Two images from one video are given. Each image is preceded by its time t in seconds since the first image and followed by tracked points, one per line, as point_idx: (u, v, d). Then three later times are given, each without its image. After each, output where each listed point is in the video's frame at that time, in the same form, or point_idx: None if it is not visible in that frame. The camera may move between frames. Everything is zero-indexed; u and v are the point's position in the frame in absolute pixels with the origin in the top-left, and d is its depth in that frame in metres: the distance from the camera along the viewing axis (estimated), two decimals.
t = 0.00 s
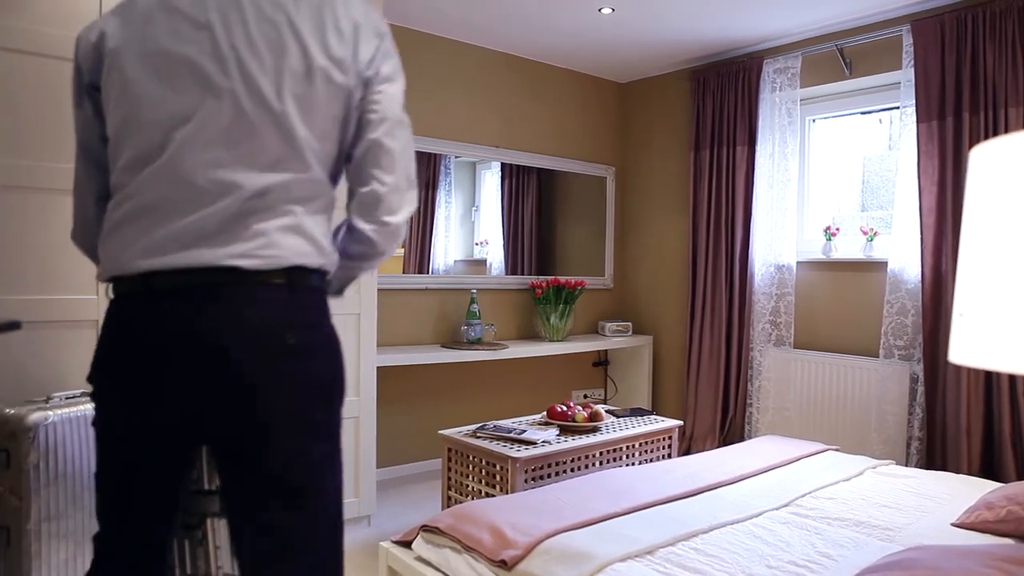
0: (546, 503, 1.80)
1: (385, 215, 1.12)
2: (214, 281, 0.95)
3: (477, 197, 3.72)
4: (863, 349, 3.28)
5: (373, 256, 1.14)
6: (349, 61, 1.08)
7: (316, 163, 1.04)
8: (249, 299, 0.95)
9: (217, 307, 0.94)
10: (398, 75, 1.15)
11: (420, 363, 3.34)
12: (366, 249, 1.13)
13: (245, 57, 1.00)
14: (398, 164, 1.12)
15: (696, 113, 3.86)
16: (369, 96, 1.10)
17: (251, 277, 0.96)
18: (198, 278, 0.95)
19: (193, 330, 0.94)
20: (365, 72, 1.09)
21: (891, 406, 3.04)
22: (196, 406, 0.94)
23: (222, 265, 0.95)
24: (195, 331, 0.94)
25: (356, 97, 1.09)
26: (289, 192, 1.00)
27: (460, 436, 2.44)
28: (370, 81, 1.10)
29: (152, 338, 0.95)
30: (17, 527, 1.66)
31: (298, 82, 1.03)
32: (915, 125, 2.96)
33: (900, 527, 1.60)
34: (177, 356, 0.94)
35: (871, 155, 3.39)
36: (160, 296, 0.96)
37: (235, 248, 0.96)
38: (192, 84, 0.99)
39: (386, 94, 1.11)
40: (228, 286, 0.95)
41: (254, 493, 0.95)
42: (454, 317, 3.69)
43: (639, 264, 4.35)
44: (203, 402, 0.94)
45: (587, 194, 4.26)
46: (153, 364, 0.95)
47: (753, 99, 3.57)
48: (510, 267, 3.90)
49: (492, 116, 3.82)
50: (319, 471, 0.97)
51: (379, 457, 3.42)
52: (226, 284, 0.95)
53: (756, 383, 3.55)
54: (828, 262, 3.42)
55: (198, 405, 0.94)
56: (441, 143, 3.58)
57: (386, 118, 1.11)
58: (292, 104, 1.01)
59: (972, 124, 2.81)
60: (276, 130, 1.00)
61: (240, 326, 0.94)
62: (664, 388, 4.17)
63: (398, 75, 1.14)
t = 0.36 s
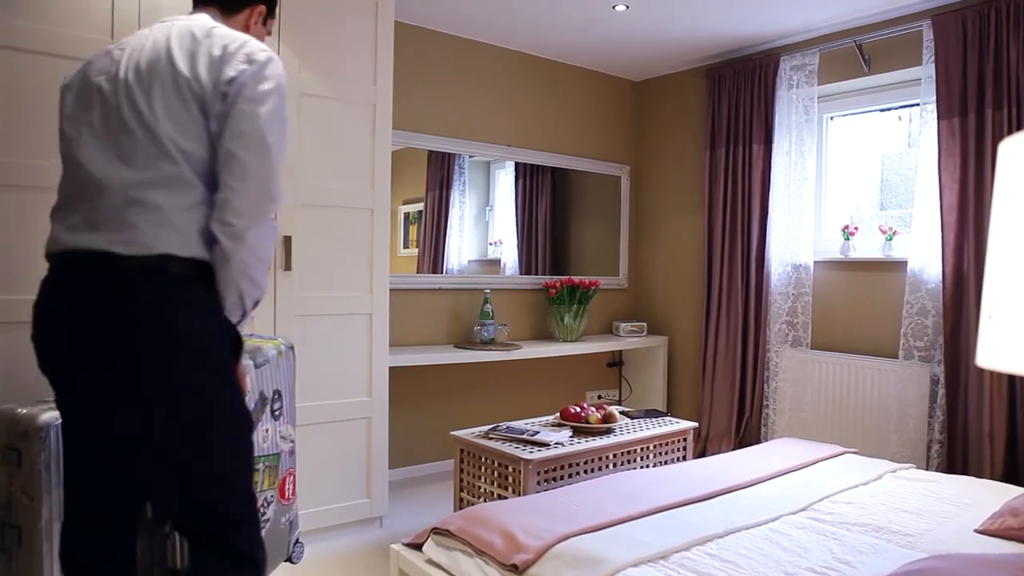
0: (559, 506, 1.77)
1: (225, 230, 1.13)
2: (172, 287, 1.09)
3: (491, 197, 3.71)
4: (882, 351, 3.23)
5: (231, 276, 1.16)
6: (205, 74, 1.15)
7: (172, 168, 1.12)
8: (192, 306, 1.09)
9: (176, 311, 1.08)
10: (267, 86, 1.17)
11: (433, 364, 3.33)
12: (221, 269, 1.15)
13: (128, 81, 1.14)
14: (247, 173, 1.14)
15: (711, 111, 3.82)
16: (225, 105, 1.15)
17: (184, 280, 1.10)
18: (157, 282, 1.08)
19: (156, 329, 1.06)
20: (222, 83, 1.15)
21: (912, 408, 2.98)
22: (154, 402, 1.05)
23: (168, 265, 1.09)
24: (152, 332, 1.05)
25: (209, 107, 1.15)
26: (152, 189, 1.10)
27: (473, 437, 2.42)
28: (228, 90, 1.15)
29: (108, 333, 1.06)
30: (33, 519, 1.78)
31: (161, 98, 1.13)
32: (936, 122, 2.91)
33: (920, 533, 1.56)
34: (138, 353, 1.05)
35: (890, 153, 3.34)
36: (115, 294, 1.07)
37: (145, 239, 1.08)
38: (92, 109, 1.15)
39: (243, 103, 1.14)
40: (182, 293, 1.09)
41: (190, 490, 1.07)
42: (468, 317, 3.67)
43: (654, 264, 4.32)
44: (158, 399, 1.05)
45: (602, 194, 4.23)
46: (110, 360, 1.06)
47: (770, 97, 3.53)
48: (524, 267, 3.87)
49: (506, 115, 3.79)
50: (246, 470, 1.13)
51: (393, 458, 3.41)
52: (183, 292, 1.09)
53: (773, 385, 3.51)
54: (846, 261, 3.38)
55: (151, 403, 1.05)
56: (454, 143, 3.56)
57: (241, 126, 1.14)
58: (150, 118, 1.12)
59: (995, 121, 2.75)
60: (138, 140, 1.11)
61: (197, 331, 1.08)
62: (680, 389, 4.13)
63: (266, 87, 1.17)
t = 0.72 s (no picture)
0: (571, 508, 1.75)
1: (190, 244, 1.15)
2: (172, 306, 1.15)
3: (505, 196, 3.69)
4: (901, 353, 3.18)
5: (204, 292, 1.17)
6: (179, 90, 1.17)
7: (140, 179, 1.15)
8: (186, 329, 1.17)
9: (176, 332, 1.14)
10: (234, 102, 1.17)
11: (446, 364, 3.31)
12: (194, 284, 1.17)
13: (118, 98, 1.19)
14: (208, 188, 1.14)
15: (727, 109, 3.79)
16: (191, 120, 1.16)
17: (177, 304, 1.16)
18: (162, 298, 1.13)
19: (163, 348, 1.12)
20: (192, 99, 1.16)
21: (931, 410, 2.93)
22: (157, 408, 1.12)
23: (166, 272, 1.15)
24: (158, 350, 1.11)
25: (181, 122, 1.17)
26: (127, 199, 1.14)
27: (485, 439, 2.40)
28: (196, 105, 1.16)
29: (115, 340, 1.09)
30: (44, 521, 1.83)
31: (139, 113, 1.16)
32: (957, 119, 2.86)
33: (942, 539, 1.53)
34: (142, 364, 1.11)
35: (910, 151, 3.29)
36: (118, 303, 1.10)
37: (128, 244, 1.12)
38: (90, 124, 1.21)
39: (207, 118, 1.15)
40: (177, 303, 1.16)
41: (177, 497, 1.14)
42: (482, 317, 3.65)
43: (669, 264, 4.28)
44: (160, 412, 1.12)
45: (617, 193, 4.21)
46: (109, 360, 1.09)
47: (787, 95, 3.48)
48: (538, 267, 3.85)
49: (519, 114, 3.77)
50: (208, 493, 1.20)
51: (406, 458, 3.41)
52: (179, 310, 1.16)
53: (790, 387, 3.46)
54: (864, 261, 3.33)
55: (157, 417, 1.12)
56: (468, 142, 3.55)
57: (205, 142, 1.14)
58: (130, 132, 1.16)
59: (1018, 117, 2.71)
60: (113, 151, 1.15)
61: (190, 344, 1.17)
62: (695, 390, 4.10)
63: (234, 104, 1.17)
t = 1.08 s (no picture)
0: (584, 511, 1.72)
1: (218, 276, 1.31)
2: (139, 296, 1.23)
3: (520, 196, 3.68)
4: (921, 354, 3.13)
5: (227, 318, 1.31)
6: (215, 139, 1.33)
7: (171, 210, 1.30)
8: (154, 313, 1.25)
9: (144, 321, 1.23)
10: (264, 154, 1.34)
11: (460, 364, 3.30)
12: (216, 311, 1.31)
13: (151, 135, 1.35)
14: (239, 227, 1.31)
15: (744, 107, 3.75)
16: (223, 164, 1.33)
17: (151, 290, 1.26)
18: (128, 288, 1.22)
19: (124, 336, 1.20)
20: (225, 145, 1.33)
21: (953, 411, 2.88)
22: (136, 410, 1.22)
23: (139, 266, 1.25)
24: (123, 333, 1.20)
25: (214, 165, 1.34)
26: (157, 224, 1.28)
27: (499, 440, 2.39)
28: (229, 151, 1.33)
29: (84, 331, 1.19)
30: (57, 521, 1.84)
31: (175, 152, 1.33)
32: (980, 116, 2.81)
33: (964, 546, 1.49)
34: (110, 355, 1.19)
35: (930, 148, 3.24)
36: (99, 300, 1.19)
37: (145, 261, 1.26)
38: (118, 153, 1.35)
39: (241, 166, 1.32)
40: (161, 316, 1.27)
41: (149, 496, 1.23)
42: (496, 316, 3.64)
43: (684, 264, 4.25)
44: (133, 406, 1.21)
45: (633, 193, 4.18)
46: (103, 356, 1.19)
47: (804, 92, 3.44)
48: (553, 267, 3.83)
49: (534, 113, 3.75)
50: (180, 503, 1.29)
51: (420, 459, 3.40)
52: (146, 300, 1.24)
53: (807, 388, 3.42)
54: (884, 260, 3.28)
55: (122, 400, 1.21)
56: (482, 141, 3.53)
57: (237, 187, 1.31)
58: (165, 170, 1.31)
59: None
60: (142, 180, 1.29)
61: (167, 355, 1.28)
62: (711, 391, 4.06)
63: (262, 155, 1.34)
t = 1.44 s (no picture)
0: (595, 514, 1.70)
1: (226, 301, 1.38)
2: (111, 295, 1.27)
3: (534, 195, 3.66)
4: (942, 355, 3.08)
5: (236, 342, 1.38)
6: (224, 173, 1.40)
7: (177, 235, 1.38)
8: (126, 312, 1.29)
9: (113, 319, 1.27)
10: (269, 184, 1.41)
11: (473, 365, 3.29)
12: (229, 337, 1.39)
13: (161, 164, 1.42)
14: (245, 253, 1.37)
15: (759, 105, 3.71)
16: (229, 193, 1.39)
17: (130, 293, 1.30)
18: (100, 287, 1.27)
19: (102, 336, 1.25)
20: (232, 176, 1.40)
21: (973, 413, 2.83)
22: (111, 405, 1.27)
23: (119, 267, 1.29)
24: (90, 331, 1.25)
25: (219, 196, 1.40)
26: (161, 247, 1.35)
27: (511, 441, 2.37)
28: (235, 181, 1.40)
29: (60, 330, 1.26)
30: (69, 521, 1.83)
31: (183, 180, 1.40)
32: (1002, 112, 2.76)
33: (986, 552, 1.46)
34: (88, 352, 1.25)
35: (950, 146, 3.19)
36: (80, 302, 1.25)
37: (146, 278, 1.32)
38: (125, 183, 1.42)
39: (246, 195, 1.39)
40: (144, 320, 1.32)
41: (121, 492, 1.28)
42: (509, 316, 3.62)
43: (699, 264, 4.21)
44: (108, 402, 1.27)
45: (647, 192, 4.15)
46: (87, 354, 1.26)
47: (821, 89, 3.40)
48: (567, 267, 3.81)
49: (547, 112, 3.73)
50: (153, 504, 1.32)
51: (432, 459, 3.38)
52: (119, 299, 1.28)
53: (824, 389, 3.38)
54: (902, 260, 3.23)
55: (91, 395, 1.26)
56: (495, 140, 3.52)
57: (243, 213, 1.38)
58: (173, 202, 1.38)
59: None
60: (149, 210, 1.36)
61: (145, 356, 1.33)
62: (727, 393, 4.02)
63: (265, 185, 1.40)
